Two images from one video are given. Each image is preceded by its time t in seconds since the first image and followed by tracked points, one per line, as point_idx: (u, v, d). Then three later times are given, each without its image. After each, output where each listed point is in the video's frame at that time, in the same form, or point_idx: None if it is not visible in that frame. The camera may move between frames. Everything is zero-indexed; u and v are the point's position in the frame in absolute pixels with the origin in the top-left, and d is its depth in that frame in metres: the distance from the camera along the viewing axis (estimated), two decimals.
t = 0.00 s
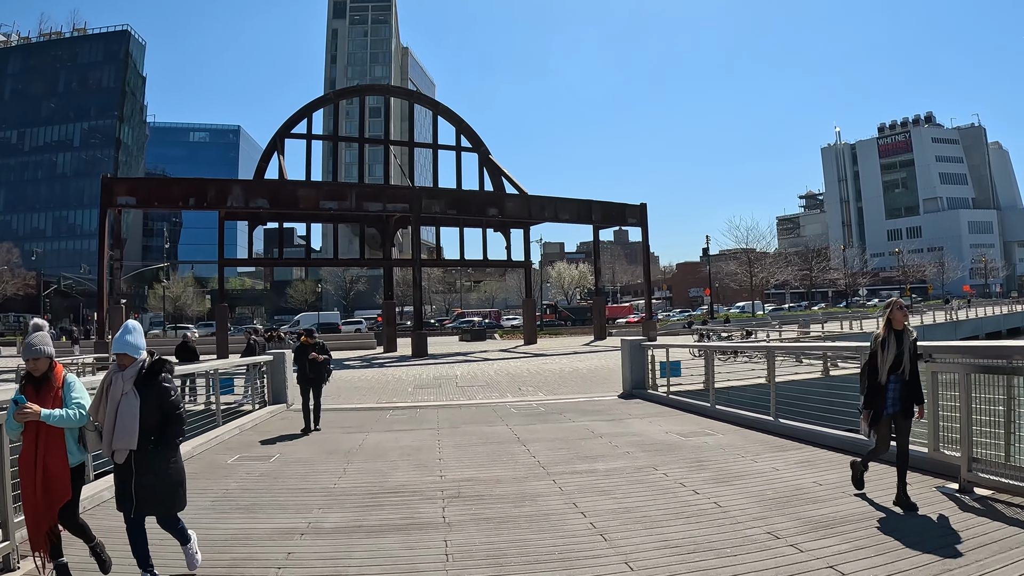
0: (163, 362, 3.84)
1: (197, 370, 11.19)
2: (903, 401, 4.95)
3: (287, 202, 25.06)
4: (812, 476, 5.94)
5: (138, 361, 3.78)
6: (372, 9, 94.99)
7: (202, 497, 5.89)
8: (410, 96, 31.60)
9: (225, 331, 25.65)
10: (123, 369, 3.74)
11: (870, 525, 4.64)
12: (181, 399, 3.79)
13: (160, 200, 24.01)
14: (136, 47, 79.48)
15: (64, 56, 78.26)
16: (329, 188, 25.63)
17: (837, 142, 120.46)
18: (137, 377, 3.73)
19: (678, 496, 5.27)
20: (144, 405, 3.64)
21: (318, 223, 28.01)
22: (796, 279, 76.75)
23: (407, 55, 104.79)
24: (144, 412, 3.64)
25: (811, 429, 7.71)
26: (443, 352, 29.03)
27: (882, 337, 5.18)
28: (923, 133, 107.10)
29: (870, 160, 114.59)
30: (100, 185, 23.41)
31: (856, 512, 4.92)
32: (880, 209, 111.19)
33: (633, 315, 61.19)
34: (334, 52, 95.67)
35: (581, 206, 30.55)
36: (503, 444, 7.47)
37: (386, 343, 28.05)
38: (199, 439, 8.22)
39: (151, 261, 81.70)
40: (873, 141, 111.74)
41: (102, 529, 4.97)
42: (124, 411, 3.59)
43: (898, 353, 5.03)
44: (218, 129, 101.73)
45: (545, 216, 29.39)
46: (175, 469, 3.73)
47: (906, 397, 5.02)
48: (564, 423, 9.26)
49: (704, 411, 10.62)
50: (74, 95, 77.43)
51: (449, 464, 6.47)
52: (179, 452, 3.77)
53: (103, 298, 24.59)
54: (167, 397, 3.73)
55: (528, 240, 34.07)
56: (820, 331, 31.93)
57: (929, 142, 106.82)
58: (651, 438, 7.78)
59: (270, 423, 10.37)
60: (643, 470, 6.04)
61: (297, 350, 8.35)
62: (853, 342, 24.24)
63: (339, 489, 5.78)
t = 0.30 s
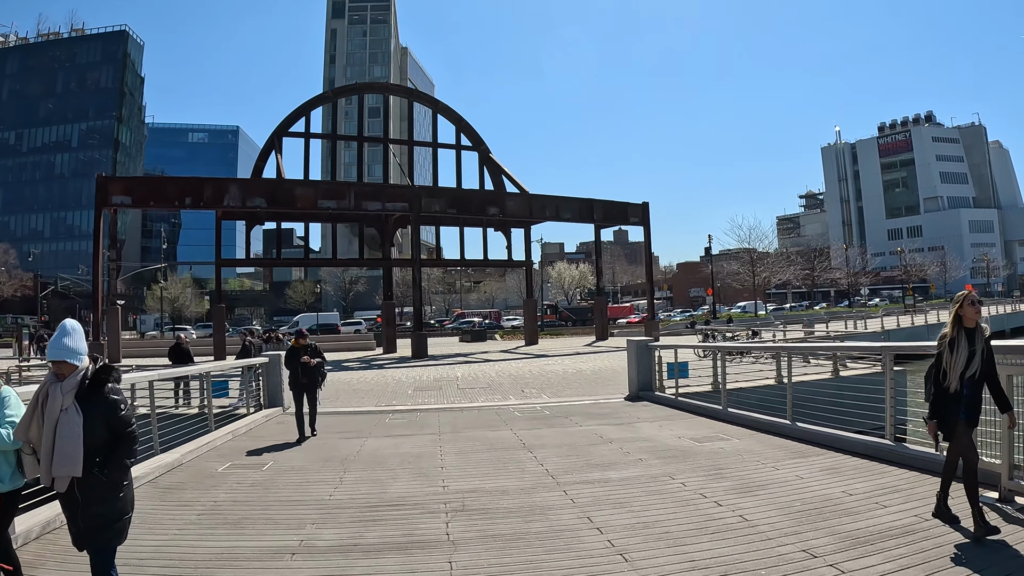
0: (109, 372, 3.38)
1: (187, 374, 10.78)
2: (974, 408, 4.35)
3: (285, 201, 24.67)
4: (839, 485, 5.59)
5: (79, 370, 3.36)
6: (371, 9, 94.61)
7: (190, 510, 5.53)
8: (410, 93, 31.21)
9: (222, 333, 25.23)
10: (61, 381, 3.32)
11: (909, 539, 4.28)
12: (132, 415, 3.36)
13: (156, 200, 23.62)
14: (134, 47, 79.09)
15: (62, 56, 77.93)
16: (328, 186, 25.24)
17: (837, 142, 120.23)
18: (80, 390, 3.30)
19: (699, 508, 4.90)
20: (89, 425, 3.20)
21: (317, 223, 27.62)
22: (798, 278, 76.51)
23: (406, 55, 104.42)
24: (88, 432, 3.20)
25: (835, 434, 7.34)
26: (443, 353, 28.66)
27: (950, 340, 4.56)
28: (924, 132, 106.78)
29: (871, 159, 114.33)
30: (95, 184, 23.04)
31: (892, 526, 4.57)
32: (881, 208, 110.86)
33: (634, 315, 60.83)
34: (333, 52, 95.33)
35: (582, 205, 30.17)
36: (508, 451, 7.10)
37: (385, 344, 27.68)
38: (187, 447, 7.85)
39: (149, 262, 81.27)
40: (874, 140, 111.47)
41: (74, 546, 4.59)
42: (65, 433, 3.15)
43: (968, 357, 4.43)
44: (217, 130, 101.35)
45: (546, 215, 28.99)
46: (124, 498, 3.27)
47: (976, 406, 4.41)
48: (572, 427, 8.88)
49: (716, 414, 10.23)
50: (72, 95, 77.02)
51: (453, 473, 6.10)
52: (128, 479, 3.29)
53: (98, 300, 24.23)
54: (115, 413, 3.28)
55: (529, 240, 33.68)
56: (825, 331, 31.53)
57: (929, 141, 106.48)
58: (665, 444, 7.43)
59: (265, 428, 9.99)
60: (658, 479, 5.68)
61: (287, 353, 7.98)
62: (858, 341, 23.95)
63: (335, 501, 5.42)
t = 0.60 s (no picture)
0: (36, 389, 3.03)
1: (180, 378, 10.41)
2: None
3: (283, 200, 24.26)
4: (873, 498, 5.22)
5: None
6: (370, 9, 94.34)
7: (173, 526, 5.14)
8: (409, 91, 30.82)
9: (219, 334, 24.78)
10: None
11: (959, 557, 3.92)
12: (56, 444, 3.01)
13: (151, 199, 23.22)
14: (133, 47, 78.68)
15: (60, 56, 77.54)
16: (326, 185, 24.86)
17: (837, 143, 120.08)
18: None
19: (725, 525, 4.52)
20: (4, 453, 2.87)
21: (315, 222, 27.22)
22: (800, 278, 76.29)
23: (406, 55, 104.14)
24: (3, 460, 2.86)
25: (857, 440, 6.98)
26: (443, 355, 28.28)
27: None
28: (924, 133, 106.70)
29: (871, 160, 114.15)
30: (90, 183, 22.66)
31: (937, 542, 4.20)
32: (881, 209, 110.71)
33: (634, 316, 60.58)
34: (332, 52, 94.93)
35: (584, 205, 29.81)
36: (514, 460, 6.71)
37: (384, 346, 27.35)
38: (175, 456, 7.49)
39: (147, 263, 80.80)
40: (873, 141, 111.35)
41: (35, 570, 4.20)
42: None
43: None
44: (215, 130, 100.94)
45: (547, 215, 28.60)
46: (46, 538, 2.93)
47: None
48: (580, 434, 8.50)
49: (728, 420, 9.85)
50: (70, 96, 76.58)
51: (457, 484, 5.72)
52: (52, 513, 2.96)
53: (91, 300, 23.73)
54: (38, 441, 2.94)
55: (530, 240, 33.31)
56: (829, 331, 31.26)
57: (929, 141, 106.32)
58: (679, 451, 7.08)
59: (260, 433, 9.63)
60: (676, 491, 5.33)
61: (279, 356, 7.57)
62: (866, 341, 23.65)
63: (332, 514, 5.05)
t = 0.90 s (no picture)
0: None
1: (169, 378, 10.01)
2: None
3: (279, 198, 23.80)
4: (904, 509, 4.91)
5: None
6: (369, 8, 93.92)
7: (150, 538, 4.78)
8: (408, 88, 30.39)
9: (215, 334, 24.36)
10: None
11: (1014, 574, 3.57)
12: None
13: (146, 196, 22.79)
14: (130, 46, 78.24)
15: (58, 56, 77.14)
16: (323, 183, 24.41)
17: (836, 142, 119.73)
18: None
19: (748, 537, 4.19)
20: None
21: (313, 220, 26.80)
22: (801, 278, 75.90)
23: (404, 54, 103.70)
24: None
25: (880, 443, 6.67)
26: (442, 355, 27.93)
27: None
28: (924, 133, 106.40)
29: (870, 159, 113.82)
30: (83, 180, 22.26)
31: (979, 555, 3.89)
32: (880, 209, 110.42)
33: (634, 316, 60.21)
34: (331, 52, 94.49)
35: (585, 202, 29.44)
36: (517, 465, 6.36)
37: (382, 345, 27.01)
38: (160, 461, 7.10)
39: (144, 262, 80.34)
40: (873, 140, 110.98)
41: None
42: None
43: None
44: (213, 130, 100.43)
45: (548, 212, 28.19)
46: None
47: None
48: (585, 436, 8.14)
49: (737, 421, 9.51)
50: (68, 95, 76.08)
51: (459, 491, 5.39)
52: None
53: (85, 299, 23.22)
54: None
55: (530, 238, 32.93)
56: (833, 331, 30.91)
57: (930, 141, 105.90)
58: (692, 454, 6.76)
59: (251, 436, 9.25)
60: (693, 499, 5.02)
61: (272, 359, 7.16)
62: (871, 340, 23.32)
63: (324, 524, 4.71)
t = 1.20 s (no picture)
0: None
1: (158, 382, 9.61)
2: None
3: (276, 196, 23.31)
4: (941, 527, 4.61)
5: None
6: (368, 7, 93.51)
7: (131, 556, 4.46)
8: (407, 85, 29.97)
9: (212, 334, 23.97)
10: None
11: None
12: None
13: (142, 194, 22.39)
14: (129, 44, 77.44)
15: (57, 55, 76.61)
16: (321, 181, 23.93)
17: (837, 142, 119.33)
18: None
19: (778, 560, 3.87)
20: None
21: (312, 219, 26.39)
22: (802, 278, 75.29)
23: (404, 53, 103.28)
24: None
25: (907, 453, 6.36)
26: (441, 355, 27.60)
27: None
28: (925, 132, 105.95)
29: (871, 158, 113.20)
30: (78, 178, 21.87)
31: None
32: (881, 208, 110.02)
33: (635, 316, 59.87)
34: (330, 51, 94.00)
35: (587, 201, 29.06)
36: (523, 476, 6.02)
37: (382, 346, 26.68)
38: (145, 469, 6.73)
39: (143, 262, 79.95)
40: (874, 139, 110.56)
41: None
42: None
43: None
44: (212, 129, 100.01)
45: (550, 211, 27.79)
46: None
47: None
48: (593, 443, 7.79)
49: (749, 426, 9.17)
50: (65, 94, 75.56)
51: (463, 506, 5.07)
52: None
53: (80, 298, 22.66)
54: None
55: (531, 238, 32.53)
56: (838, 331, 30.54)
57: (931, 140, 105.50)
58: (709, 465, 6.45)
59: (245, 442, 8.89)
60: (715, 517, 4.70)
61: (264, 363, 6.68)
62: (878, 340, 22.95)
63: (319, 543, 4.39)
